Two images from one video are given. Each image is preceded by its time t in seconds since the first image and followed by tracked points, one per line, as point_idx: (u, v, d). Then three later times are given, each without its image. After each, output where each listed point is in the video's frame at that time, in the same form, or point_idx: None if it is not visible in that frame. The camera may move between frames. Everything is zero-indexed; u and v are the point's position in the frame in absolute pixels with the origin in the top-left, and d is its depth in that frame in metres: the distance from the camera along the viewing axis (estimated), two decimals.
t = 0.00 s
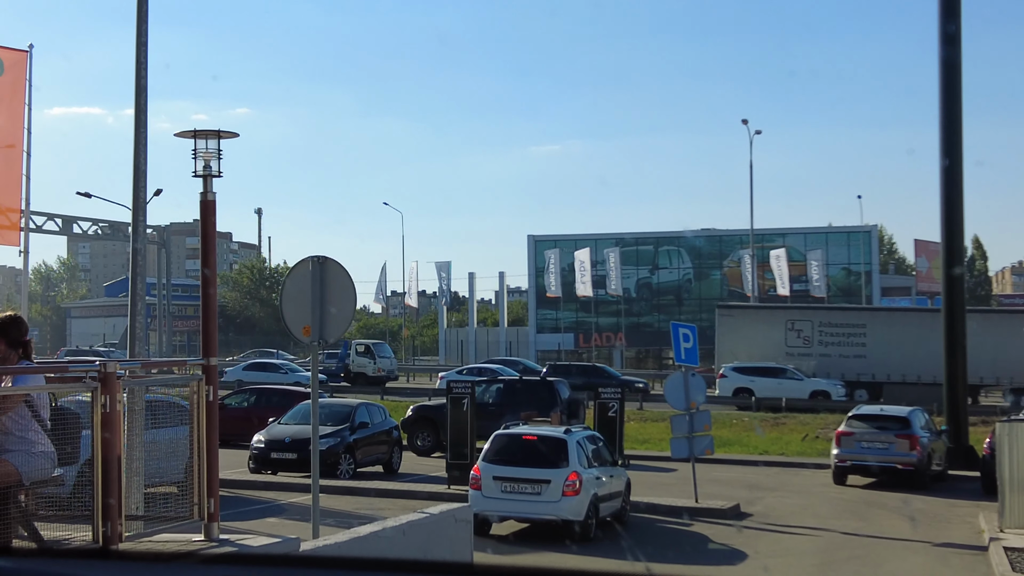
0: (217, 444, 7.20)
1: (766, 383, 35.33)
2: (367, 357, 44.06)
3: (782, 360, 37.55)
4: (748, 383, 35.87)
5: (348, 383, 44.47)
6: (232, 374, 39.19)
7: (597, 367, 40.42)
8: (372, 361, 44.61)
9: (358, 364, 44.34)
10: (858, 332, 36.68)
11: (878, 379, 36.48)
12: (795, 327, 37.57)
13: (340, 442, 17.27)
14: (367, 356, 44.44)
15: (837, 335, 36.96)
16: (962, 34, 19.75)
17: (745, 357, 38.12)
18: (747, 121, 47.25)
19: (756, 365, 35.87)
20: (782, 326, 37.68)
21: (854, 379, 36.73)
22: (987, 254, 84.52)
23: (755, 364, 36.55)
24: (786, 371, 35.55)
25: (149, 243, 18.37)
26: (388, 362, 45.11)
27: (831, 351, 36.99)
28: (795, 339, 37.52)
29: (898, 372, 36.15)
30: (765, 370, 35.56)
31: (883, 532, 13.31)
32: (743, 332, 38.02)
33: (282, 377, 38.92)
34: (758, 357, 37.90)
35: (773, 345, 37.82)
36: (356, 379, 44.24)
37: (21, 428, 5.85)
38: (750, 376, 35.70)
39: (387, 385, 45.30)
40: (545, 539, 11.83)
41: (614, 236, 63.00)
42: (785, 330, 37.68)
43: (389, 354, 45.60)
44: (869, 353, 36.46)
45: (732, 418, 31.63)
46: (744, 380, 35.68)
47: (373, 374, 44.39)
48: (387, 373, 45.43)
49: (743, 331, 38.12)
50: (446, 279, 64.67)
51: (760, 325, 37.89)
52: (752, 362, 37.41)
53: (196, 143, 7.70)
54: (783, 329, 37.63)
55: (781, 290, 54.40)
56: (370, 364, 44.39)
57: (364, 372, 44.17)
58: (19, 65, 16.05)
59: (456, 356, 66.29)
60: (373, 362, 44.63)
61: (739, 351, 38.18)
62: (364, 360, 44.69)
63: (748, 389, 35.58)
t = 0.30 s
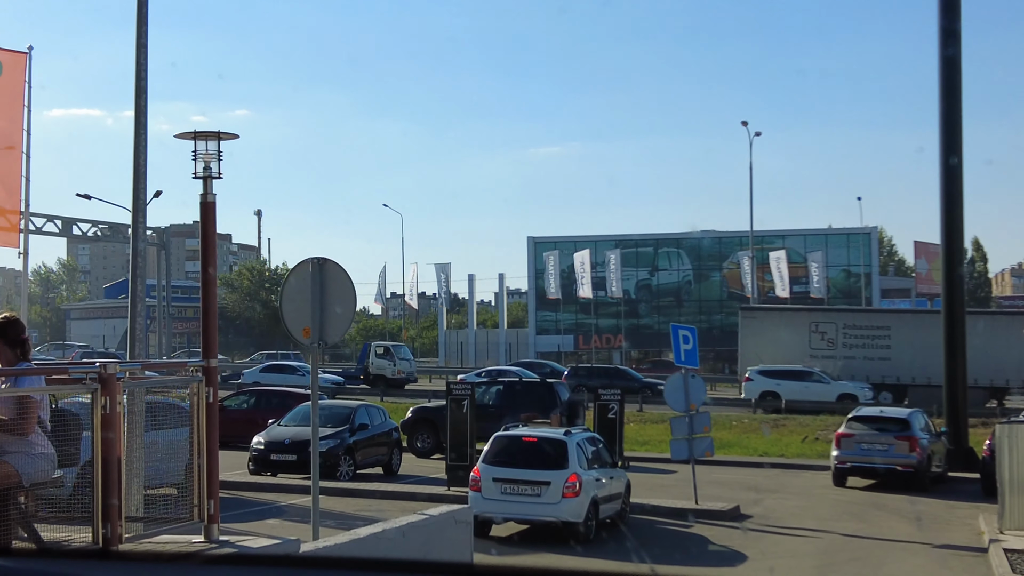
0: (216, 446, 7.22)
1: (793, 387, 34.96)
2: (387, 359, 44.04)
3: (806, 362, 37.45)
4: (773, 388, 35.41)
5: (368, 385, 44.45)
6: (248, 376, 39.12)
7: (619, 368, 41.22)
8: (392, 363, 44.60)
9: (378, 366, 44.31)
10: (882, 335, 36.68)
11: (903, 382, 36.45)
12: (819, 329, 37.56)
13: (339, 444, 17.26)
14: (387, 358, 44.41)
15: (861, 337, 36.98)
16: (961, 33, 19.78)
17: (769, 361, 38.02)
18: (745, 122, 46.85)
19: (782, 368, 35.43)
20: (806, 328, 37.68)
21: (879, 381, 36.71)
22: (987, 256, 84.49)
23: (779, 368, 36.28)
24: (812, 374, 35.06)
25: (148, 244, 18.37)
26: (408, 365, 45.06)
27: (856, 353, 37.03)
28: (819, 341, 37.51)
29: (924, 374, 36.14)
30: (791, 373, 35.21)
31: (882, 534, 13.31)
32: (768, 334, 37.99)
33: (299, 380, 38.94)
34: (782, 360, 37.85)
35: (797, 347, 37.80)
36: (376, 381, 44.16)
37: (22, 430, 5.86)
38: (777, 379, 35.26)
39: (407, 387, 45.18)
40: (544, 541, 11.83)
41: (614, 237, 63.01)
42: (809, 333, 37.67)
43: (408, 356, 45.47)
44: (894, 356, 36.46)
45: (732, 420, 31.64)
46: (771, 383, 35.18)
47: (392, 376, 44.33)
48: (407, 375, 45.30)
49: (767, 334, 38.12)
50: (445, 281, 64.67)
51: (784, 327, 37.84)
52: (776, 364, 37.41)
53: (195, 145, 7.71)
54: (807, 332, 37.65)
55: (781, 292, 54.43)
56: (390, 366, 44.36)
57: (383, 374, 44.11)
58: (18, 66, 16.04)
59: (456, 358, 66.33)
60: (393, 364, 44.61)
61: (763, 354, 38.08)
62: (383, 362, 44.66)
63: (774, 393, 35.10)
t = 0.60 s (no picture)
0: (216, 447, 7.23)
1: (821, 388, 34.91)
2: (407, 361, 43.92)
3: (829, 363, 37.50)
4: (802, 389, 35.52)
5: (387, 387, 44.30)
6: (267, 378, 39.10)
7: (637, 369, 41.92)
8: (412, 365, 44.42)
9: (398, 368, 44.31)
10: (906, 336, 36.70)
11: (928, 384, 36.40)
12: (843, 331, 37.54)
13: (339, 445, 17.26)
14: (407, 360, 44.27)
15: (886, 339, 36.96)
16: (961, 33, 19.79)
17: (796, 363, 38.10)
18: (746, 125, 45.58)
19: (810, 370, 35.49)
20: (830, 330, 37.66)
21: (905, 383, 36.70)
22: (987, 258, 84.47)
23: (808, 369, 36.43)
24: (840, 376, 35.11)
25: (148, 246, 18.37)
26: (429, 366, 44.88)
27: (880, 355, 37.01)
28: (843, 342, 37.48)
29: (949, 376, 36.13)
30: (819, 375, 35.23)
31: (881, 535, 13.32)
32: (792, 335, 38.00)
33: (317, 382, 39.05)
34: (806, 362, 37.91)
35: (821, 349, 37.80)
36: (396, 382, 44.11)
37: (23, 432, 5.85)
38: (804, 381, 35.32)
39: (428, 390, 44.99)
40: (544, 542, 11.83)
41: (614, 238, 63.06)
42: (833, 334, 37.63)
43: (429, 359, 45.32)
44: (918, 358, 36.45)
45: (732, 421, 31.66)
46: (799, 385, 35.34)
47: (413, 378, 44.17)
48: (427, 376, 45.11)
49: (792, 336, 38.15)
50: (445, 282, 64.69)
51: (808, 330, 37.88)
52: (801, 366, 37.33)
53: (195, 146, 7.72)
54: (831, 334, 37.61)
55: (781, 293, 54.49)
56: (410, 368, 44.20)
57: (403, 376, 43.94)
58: (18, 68, 16.04)
59: (456, 359, 66.37)
60: (413, 366, 44.47)
61: (788, 356, 38.14)
62: (403, 364, 44.38)
63: (802, 394, 35.20)
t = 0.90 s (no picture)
0: (215, 448, 7.27)
1: (852, 390, 34.76)
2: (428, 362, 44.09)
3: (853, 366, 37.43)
4: (831, 391, 35.28)
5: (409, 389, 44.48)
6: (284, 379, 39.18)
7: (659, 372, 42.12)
8: (432, 366, 44.56)
9: (419, 369, 44.46)
10: (931, 337, 36.78)
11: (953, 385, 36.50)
12: (867, 332, 37.41)
13: (338, 446, 17.25)
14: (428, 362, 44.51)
15: (910, 340, 36.94)
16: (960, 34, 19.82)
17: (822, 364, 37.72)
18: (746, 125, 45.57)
19: (840, 372, 35.30)
20: (854, 331, 37.51)
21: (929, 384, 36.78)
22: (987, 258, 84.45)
23: (836, 369, 36.34)
24: (869, 377, 35.08)
25: (147, 248, 18.37)
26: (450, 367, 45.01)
27: (904, 356, 37.02)
28: (867, 343, 37.41)
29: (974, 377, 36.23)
30: (849, 376, 35.03)
31: (881, 535, 13.32)
32: (817, 337, 37.74)
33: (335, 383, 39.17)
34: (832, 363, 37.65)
35: (845, 350, 37.64)
36: (417, 383, 44.22)
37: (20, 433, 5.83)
38: (834, 382, 35.16)
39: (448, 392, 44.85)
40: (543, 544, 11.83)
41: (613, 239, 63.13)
42: (857, 335, 37.50)
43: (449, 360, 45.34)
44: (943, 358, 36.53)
45: (730, 422, 31.67)
46: (829, 387, 35.13)
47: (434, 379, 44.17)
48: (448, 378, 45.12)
49: (816, 336, 37.90)
50: (445, 284, 64.70)
51: (833, 331, 37.66)
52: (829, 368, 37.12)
53: (194, 148, 7.72)
54: (855, 335, 37.43)
55: (780, 293, 54.53)
56: (431, 368, 44.32)
57: (425, 376, 44.00)
58: (17, 70, 16.03)
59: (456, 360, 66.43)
60: (434, 367, 44.54)
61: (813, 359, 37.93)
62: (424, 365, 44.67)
63: (832, 397, 35.01)
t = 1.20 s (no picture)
0: (215, 449, 7.37)
1: (883, 391, 34.69)
2: (447, 363, 44.09)
3: (879, 367, 37.55)
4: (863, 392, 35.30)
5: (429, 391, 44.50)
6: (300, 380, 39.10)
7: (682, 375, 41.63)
8: (452, 367, 44.63)
9: (439, 370, 44.45)
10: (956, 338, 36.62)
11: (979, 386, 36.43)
12: (891, 332, 37.43)
13: (338, 447, 17.25)
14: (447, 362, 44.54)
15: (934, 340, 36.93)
16: (959, 39, 19.86)
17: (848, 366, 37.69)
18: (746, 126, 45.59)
19: (871, 374, 35.25)
20: (878, 332, 37.52)
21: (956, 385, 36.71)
22: (986, 258, 84.40)
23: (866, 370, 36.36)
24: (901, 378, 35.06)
25: (145, 249, 18.36)
26: (469, 367, 45.04)
27: (929, 356, 37.01)
28: (891, 344, 37.48)
29: (1000, 378, 36.08)
30: (881, 377, 34.97)
31: (880, 536, 13.31)
32: (841, 338, 37.69)
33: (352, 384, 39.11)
34: (858, 364, 37.66)
35: (870, 351, 37.71)
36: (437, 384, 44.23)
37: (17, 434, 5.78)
38: (865, 384, 35.15)
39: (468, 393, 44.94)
40: (543, 544, 11.84)
41: (612, 240, 63.17)
42: (881, 336, 37.54)
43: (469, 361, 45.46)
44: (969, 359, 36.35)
45: (729, 423, 31.64)
46: (860, 389, 35.11)
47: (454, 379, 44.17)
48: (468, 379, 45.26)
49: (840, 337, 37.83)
50: (444, 285, 64.68)
51: (857, 332, 37.56)
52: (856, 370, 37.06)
53: (193, 148, 7.71)
54: (879, 336, 37.49)
55: (779, 292, 54.57)
56: (451, 369, 44.36)
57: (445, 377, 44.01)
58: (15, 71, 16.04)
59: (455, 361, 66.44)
60: (453, 368, 44.60)
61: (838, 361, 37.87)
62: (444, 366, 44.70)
63: (863, 398, 34.95)
